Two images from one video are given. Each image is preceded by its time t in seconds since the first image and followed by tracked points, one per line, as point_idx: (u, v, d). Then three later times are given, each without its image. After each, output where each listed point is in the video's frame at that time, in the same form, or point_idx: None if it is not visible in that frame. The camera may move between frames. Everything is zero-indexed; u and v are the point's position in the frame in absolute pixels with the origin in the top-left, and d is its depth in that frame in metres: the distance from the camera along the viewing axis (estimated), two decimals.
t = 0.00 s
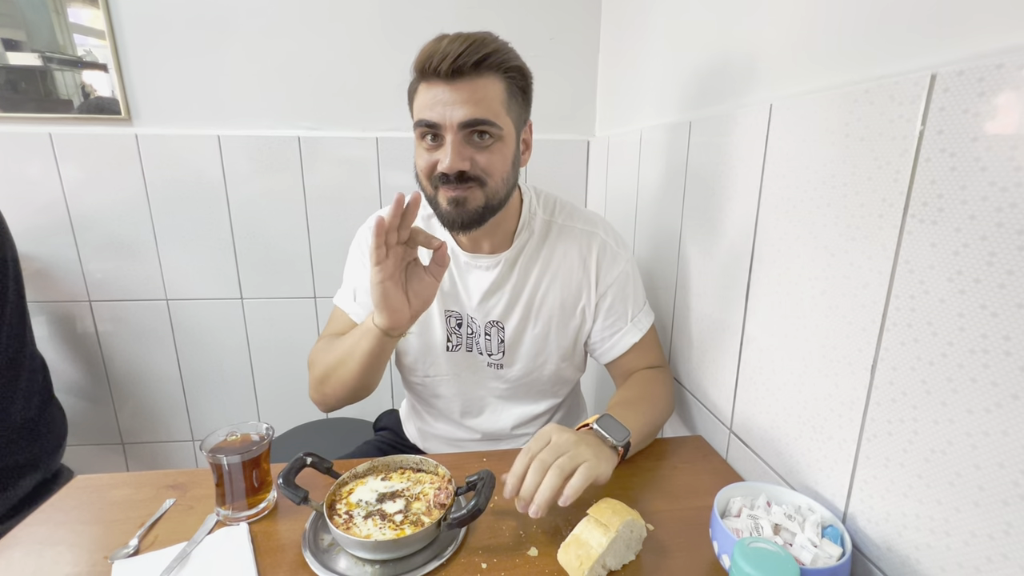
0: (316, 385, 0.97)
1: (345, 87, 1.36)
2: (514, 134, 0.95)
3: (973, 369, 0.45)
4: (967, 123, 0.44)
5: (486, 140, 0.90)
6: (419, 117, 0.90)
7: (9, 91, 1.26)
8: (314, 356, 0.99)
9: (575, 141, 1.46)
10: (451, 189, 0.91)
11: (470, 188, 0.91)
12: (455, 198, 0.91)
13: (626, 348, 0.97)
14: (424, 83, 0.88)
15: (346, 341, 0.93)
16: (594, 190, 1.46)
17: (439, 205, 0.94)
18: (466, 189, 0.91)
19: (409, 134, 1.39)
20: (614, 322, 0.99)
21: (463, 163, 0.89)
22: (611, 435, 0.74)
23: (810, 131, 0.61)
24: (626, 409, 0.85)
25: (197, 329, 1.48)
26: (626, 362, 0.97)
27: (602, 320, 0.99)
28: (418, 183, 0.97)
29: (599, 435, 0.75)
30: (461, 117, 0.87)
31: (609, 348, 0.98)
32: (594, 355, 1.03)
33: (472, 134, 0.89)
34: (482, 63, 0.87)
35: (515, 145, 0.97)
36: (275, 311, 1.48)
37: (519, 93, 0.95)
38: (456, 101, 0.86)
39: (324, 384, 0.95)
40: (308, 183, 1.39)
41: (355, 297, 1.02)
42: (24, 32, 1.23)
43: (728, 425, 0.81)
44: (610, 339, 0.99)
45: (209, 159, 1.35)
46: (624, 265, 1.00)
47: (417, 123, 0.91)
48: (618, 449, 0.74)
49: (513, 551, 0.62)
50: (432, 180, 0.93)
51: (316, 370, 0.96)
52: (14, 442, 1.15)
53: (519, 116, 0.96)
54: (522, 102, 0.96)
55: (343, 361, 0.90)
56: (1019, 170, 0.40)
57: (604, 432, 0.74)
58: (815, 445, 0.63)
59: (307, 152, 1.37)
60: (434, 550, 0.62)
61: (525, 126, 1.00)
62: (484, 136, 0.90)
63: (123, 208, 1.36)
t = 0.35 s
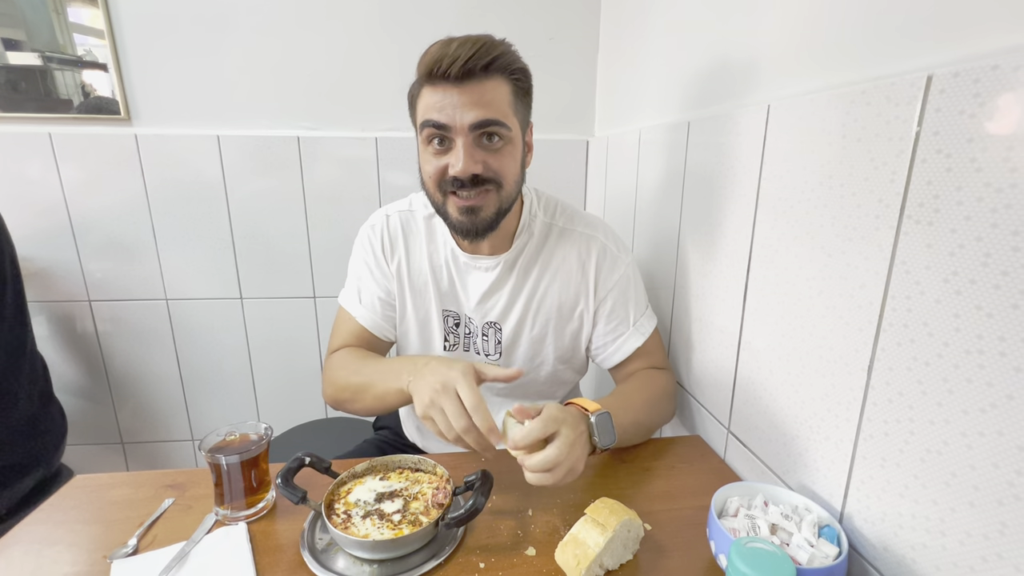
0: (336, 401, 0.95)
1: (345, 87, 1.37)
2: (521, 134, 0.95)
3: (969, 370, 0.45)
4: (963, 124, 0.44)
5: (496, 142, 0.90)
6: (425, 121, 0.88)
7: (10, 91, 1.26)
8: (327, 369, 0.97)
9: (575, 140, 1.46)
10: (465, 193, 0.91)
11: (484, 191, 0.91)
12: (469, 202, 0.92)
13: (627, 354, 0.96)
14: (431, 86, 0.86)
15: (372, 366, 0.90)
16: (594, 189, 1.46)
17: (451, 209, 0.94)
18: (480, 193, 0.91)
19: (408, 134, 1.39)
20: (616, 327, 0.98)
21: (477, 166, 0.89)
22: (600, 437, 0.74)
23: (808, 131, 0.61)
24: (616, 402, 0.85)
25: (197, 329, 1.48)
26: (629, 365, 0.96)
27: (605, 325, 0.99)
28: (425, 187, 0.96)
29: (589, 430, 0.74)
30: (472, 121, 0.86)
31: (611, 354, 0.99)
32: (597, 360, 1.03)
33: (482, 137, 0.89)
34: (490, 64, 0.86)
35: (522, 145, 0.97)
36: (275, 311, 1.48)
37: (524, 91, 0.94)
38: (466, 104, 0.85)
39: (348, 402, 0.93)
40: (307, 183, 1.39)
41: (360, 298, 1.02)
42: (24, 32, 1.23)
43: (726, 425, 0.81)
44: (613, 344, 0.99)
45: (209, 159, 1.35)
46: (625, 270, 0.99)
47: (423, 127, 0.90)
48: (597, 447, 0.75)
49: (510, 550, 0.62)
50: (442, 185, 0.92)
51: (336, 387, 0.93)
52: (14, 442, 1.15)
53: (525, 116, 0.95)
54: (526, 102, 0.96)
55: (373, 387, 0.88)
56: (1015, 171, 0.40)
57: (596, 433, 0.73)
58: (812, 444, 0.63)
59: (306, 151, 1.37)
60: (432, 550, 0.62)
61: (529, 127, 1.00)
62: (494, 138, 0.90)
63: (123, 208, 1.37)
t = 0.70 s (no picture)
0: (331, 397, 0.95)
1: (345, 87, 1.36)
2: (542, 134, 0.96)
3: (970, 371, 0.45)
4: (965, 124, 0.44)
5: (520, 135, 0.91)
6: (454, 103, 0.89)
7: (10, 91, 1.26)
8: (325, 364, 0.96)
9: (575, 140, 1.46)
10: (481, 180, 0.91)
11: (500, 182, 0.91)
12: (483, 189, 0.92)
13: (630, 360, 0.96)
14: (467, 69, 0.87)
15: (367, 371, 0.89)
16: (594, 189, 1.46)
17: (465, 195, 0.94)
18: (496, 182, 0.91)
19: (408, 133, 1.39)
20: (619, 333, 0.98)
21: (498, 155, 0.89)
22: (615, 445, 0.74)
23: (809, 131, 0.61)
24: (626, 406, 0.85)
25: (197, 329, 1.48)
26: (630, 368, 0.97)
27: (609, 331, 0.99)
28: (441, 170, 0.96)
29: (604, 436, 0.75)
30: (501, 109, 0.87)
31: (612, 360, 0.99)
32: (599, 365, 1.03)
33: (508, 127, 0.90)
34: (527, 58, 0.87)
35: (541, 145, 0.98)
36: (275, 311, 1.48)
37: (551, 94, 0.95)
38: (498, 92, 0.86)
39: (342, 401, 0.93)
40: (307, 183, 1.39)
41: (361, 293, 1.01)
42: (24, 32, 1.23)
43: (727, 425, 0.81)
44: (615, 351, 0.99)
45: (209, 159, 1.35)
46: (629, 277, 0.99)
47: (450, 109, 0.90)
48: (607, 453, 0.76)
49: (511, 551, 0.62)
50: (460, 169, 0.92)
51: (332, 385, 0.93)
52: (14, 442, 1.15)
53: (548, 118, 0.96)
54: (553, 105, 0.97)
55: (368, 392, 0.87)
56: (1017, 171, 0.40)
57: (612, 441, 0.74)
58: (813, 445, 0.63)
59: (306, 151, 1.37)
60: (433, 550, 0.62)
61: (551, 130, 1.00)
62: (519, 131, 0.91)
63: (123, 208, 1.36)
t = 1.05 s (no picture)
0: (327, 391, 0.95)
1: (345, 87, 1.36)
2: (547, 136, 0.95)
3: (973, 370, 0.45)
4: (967, 123, 0.44)
5: (525, 141, 0.91)
6: (458, 111, 0.88)
7: (10, 90, 1.26)
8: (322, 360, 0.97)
9: (576, 140, 1.46)
10: (488, 187, 0.91)
11: (507, 188, 0.91)
12: (490, 196, 0.92)
13: (633, 362, 0.96)
14: (470, 77, 0.86)
15: (363, 362, 0.89)
16: (594, 189, 1.46)
17: (472, 201, 0.94)
18: (503, 189, 0.91)
19: (408, 133, 1.39)
20: (623, 335, 0.98)
21: (505, 163, 0.89)
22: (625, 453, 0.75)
23: (811, 132, 0.61)
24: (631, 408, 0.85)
25: (197, 329, 1.48)
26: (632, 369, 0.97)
27: (612, 332, 0.99)
28: (448, 176, 0.96)
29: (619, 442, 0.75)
30: (507, 117, 0.86)
31: (615, 361, 0.99)
32: (602, 366, 1.02)
33: (514, 134, 0.89)
34: (532, 63, 0.86)
35: (547, 146, 0.97)
36: (275, 311, 1.48)
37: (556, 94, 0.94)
38: (504, 100, 0.85)
39: (338, 393, 0.93)
40: (308, 183, 1.39)
41: (365, 290, 1.01)
42: (24, 31, 1.23)
43: (728, 425, 0.81)
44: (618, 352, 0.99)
45: (209, 159, 1.35)
46: (634, 279, 0.99)
47: (455, 117, 0.89)
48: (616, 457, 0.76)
49: (512, 551, 0.62)
50: (467, 176, 0.92)
51: (328, 379, 0.93)
52: (15, 441, 1.15)
53: (553, 118, 0.96)
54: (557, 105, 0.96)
55: (363, 383, 0.87)
56: (1019, 170, 0.40)
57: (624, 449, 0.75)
58: (815, 445, 0.63)
59: (306, 151, 1.37)
60: (435, 550, 0.62)
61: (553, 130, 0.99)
62: (524, 137, 0.90)
63: (123, 208, 1.36)
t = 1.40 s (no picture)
0: (325, 386, 0.95)
1: (345, 88, 1.36)
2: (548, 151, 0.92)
3: (972, 370, 0.44)
4: (966, 123, 0.44)
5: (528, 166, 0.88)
6: (457, 142, 0.84)
7: (8, 89, 1.25)
8: (321, 355, 0.96)
9: (576, 140, 1.46)
10: (492, 213, 0.90)
11: (510, 213, 0.90)
12: (494, 220, 0.90)
13: (632, 359, 0.96)
14: (468, 107, 0.81)
15: (366, 357, 0.89)
16: (594, 189, 1.46)
17: (476, 222, 0.93)
18: (507, 214, 0.90)
19: (408, 133, 1.39)
20: (621, 332, 0.98)
21: (508, 192, 0.87)
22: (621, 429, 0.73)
23: (810, 132, 0.61)
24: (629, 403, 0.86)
25: (196, 329, 1.48)
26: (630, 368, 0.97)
27: (610, 330, 0.99)
28: (449, 195, 0.94)
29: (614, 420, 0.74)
30: (509, 149, 0.83)
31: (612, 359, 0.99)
32: (600, 364, 1.02)
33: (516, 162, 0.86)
34: (532, 90, 0.81)
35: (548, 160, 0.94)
36: (274, 311, 1.48)
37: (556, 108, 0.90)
38: (505, 133, 0.81)
39: (337, 388, 0.93)
40: (307, 183, 1.39)
41: (365, 284, 1.01)
42: (24, 31, 1.23)
43: (728, 425, 0.81)
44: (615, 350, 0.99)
45: (209, 159, 1.35)
46: (631, 277, 0.99)
47: (453, 145, 0.85)
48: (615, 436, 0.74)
49: (512, 551, 0.62)
50: (470, 201, 0.90)
51: (327, 372, 0.93)
52: (13, 441, 1.15)
53: (553, 132, 0.92)
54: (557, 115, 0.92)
55: (364, 379, 0.87)
56: (1018, 170, 0.40)
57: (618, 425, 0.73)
58: (814, 445, 0.63)
59: (306, 151, 1.37)
60: (434, 550, 0.62)
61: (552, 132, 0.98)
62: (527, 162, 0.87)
63: (122, 208, 1.36)
